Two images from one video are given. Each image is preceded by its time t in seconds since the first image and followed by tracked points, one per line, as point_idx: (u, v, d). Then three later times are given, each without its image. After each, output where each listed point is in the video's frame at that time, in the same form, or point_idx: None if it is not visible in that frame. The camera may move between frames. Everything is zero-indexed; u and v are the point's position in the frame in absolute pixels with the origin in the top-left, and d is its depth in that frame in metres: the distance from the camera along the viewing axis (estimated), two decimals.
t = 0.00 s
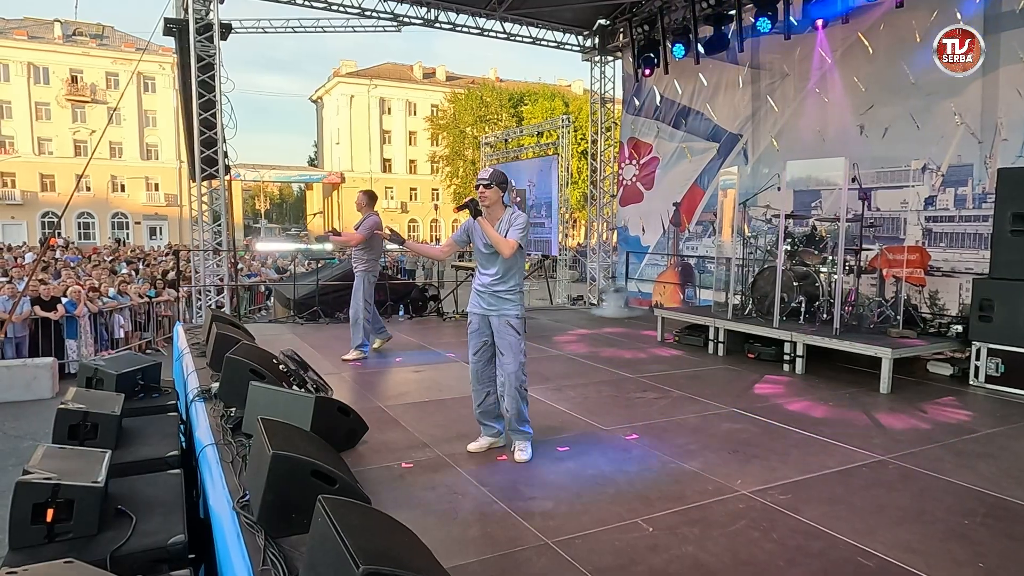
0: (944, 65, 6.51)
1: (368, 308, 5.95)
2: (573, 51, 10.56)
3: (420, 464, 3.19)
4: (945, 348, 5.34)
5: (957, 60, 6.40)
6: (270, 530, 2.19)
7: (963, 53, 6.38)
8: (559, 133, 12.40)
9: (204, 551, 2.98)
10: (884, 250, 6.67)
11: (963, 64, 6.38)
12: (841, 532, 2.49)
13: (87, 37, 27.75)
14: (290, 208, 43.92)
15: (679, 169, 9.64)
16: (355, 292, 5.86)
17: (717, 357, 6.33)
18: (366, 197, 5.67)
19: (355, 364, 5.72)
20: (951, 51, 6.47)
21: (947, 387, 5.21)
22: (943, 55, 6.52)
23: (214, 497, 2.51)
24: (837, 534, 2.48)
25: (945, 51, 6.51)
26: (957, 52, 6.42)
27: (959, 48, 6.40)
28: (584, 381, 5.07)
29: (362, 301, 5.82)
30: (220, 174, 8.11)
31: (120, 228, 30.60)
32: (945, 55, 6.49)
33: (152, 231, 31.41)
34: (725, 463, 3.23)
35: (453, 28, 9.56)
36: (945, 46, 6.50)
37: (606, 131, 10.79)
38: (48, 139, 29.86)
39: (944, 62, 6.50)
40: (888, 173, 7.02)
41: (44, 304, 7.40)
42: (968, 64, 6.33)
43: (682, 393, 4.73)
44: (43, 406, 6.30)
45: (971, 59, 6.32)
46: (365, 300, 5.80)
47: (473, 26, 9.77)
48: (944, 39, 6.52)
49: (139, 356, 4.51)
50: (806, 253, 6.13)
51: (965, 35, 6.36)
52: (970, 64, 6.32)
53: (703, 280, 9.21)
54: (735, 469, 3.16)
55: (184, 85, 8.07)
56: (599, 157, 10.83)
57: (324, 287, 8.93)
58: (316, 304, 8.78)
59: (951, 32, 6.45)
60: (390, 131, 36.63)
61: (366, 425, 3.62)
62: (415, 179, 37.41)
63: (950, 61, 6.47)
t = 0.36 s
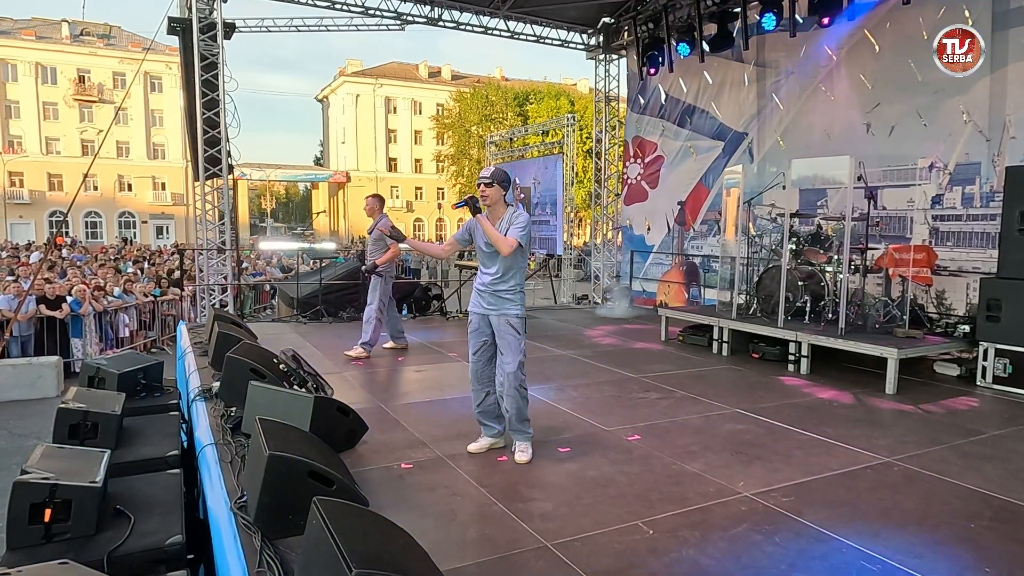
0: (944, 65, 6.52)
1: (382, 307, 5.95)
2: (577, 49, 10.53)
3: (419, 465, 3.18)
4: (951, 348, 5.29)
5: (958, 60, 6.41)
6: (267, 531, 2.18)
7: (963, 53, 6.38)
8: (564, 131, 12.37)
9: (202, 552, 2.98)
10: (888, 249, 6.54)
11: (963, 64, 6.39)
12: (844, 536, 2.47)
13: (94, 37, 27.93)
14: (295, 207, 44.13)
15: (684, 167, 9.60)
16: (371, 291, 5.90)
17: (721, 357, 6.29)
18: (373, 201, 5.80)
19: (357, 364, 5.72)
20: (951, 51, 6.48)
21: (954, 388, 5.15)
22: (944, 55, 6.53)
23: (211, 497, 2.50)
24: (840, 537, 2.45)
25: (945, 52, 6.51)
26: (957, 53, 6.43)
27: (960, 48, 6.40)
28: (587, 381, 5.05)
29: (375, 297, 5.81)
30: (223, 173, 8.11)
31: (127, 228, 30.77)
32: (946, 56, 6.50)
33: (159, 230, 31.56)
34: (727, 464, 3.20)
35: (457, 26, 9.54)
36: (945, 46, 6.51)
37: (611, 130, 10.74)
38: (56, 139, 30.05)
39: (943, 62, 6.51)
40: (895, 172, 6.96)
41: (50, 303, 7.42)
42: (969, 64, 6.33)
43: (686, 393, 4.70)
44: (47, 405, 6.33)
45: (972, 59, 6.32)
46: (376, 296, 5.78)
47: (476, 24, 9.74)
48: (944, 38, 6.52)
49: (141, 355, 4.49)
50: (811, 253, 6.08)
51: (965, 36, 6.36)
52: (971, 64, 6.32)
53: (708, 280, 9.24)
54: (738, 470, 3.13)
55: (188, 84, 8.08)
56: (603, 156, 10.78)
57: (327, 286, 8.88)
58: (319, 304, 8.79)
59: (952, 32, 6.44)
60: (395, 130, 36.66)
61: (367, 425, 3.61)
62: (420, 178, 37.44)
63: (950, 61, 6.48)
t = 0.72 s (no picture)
0: (944, 65, 6.50)
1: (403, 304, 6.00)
2: (582, 48, 10.50)
3: (421, 464, 3.17)
4: (959, 349, 5.24)
5: (958, 60, 6.39)
6: (267, 531, 2.18)
7: (963, 53, 6.37)
8: (569, 130, 12.34)
9: (204, 551, 2.98)
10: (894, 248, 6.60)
11: (963, 64, 6.37)
12: (849, 538, 2.44)
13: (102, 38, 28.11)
14: (302, 206, 44.27)
15: (691, 166, 9.55)
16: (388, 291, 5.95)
17: (726, 356, 6.25)
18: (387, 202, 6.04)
19: (361, 363, 5.73)
20: (951, 51, 6.46)
21: (962, 388, 5.10)
22: (944, 55, 6.52)
23: (213, 497, 2.51)
24: (844, 539, 2.43)
25: (946, 51, 6.50)
26: (957, 52, 6.41)
27: (960, 48, 6.38)
28: (591, 381, 5.02)
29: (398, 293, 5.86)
30: (228, 172, 8.14)
31: (135, 227, 30.95)
32: (946, 55, 6.48)
33: (166, 229, 31.73)
34: (731, 465, 3.18)
35: (462, 24, 9.52)
36: (945, 46, 6.49)
37: (617, 129, 10.70)
38: (64, 139, 30.25)
39: (943, 62, 6.50)
40: (902, 171, 6.90)
41: (57, 301, 7.47)
42: (969, 64, 6.31)
43: (691, 393, 4.67)
44: (54, 403, 6.36)
45: (972, 59, 6.30)
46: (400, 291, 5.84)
47: (481, 23, 9.73)
48: (944, 38, 6.51)
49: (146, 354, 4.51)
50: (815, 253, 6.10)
51: (966, 35, 6.34)
52: (971, 63, 6.31)
53: (713, 279, 9.13)
54: (742, 471, 3.11)
55: (193, 84, 8.11)
56: (609, 155, 10.72)
57: (332, 285, 8.91)
58: (324, 302, 8.79)
59: (952, 32, 6.43)
60: (401, 130, 36.70)
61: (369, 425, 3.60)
62: (426, 177, 37.47)
63: (950, 61, 6.47)
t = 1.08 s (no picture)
0: (944, 65, 6.54)
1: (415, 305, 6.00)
2: (589, 46, 10.47)
3: (426, 463, 3.17)
4: (968, 348, 5.19)
5: (958, 60, 6.42)
6: (271, 528, 2.19)
7: (963, 53, 6.39)
8: (576, 129, 12.33)
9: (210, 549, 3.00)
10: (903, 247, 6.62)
11: (963, 64, 6.39)
12: (855, 538, 2.42)
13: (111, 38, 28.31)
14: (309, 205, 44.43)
15: (698, 165, 9.52)
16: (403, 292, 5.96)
17: (733, 356, 6.22)
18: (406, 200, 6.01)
19: (367, 361, 5.74)
20: (951, 51, 6.50)
21: (972, 388, 5.06)
22: (944, 55, 6.55)
23: (218, 495, 2.52)
24: (851, 540, 2.41)
25: (946, 52, 6.54)
26: (957, 52, 6.44)
27: (960, 48, 6.41)
28: (596, 380, 5.01)
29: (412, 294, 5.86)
30: (235, 170, 8.18)
31: (144, 225, 31.17)
32: (946, 56, 6.52)
33: (174, 228, 31.93)
34: (736, 465, 3.16)
35: (468, 23, 9.53)
36: (945, 46, 6.53)
37: (623, 127, 10.66)
38: (74, 138, 30.48)
39: (944, 62, 6.53)
40: (911, 169, 6.84)
41: (67, 300, 7.53)
42: (969, 64, 6.34)
43: (696, 392, 4.65)
44: (63, 400, 6.41)
45: (972, 59, 6.33)
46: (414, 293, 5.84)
47: (488, 21, 9.72)
48: (944, 39, 6.54)
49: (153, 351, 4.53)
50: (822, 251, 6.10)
51: (965, 36, 6.37)
52: (971, 64, 6.33)
53: (721, 278, 9.17)
54: (748, 470, 3.09)
55: (201, 83, 8.15)
56: (615, 153, 10.68)
57: (339, 283, 8.94)
58: (330, 301, 8.81)
59: (952, 32, 6.47)
60: (409, 129, 36.74)
61: (374, 422, 3.61)
62: (433, 176, 37.51)
63: (950, 61, 6.50)
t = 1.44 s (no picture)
0: (944, 65, 6.57)
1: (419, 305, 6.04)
2: (595, 45, 10.45)
3: (430, 461, 3.17)
4: (977, 347, 5.16)
5: (958, 60, 6.44)
6: (276, 525, 2.20)
7: (963, 53, 6.41)
8: (583, 127, 12.29)
9: (216, 545, 3.02)
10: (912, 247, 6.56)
11: (963, 64, 6.41)
12: (860, 539, 2.41)
13: (120, 37, 28.50)
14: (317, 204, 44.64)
15: (705, 163, 9.48)
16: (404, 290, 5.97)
17: (739, 355, 6.19)
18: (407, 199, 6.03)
19: (373, 359, 5.75)
20: (951, 51, 6.52)
21: (980, 388, 5.02)
22: (944, 55, 6.58)
23: (223, 492, 2.53)
24: (855, 540, 2.39)
25: (945, 52, 6.56)
26: (957, 53, 6.46)
27: (960, 48, 6.42)
28: (602, 379, 5.00)
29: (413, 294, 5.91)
30: (242, 169, 8.21)
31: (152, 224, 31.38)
32: (946, 55, 6.54)
33: (182, 227, 32.10)
34: (741, 464, 3.14)
35: (474, 22, 9.52)
36: (945, 46, 6.55)
37: (630, 126, 10.62)
38: (83, 137, 30.68)
39: (944, 62, 6.56)
40: (920, 168, 6.79)
41: (75, 297, 7.58)
42: (969, 64, 6.35)
43: (702, 391, 4.63)
44: (72, 397, 6.47)
45: (972, 59, 6.34)
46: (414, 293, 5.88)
47: (494, 20, 9.71)
48: (944, 39, 6.56)
49: (160, 350, 4.57)
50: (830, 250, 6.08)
51: (965, 36, 6.38)
52: (971, 63, 6.35)
53: (727, 277, 9.07)
54: (752, 470, 3.08)
55: (208, 82, 8.18)
56: (622, 152, 10.65)
57: (345, 282, 8.97)
58: (336, 299, 8.84)
59: (951, 32, 6.48)
60: (415, 128, 36.78)
61: (378, 420, 3.62)
62: (439, 175, 37.55)
63: (950, 61, 6.52)
